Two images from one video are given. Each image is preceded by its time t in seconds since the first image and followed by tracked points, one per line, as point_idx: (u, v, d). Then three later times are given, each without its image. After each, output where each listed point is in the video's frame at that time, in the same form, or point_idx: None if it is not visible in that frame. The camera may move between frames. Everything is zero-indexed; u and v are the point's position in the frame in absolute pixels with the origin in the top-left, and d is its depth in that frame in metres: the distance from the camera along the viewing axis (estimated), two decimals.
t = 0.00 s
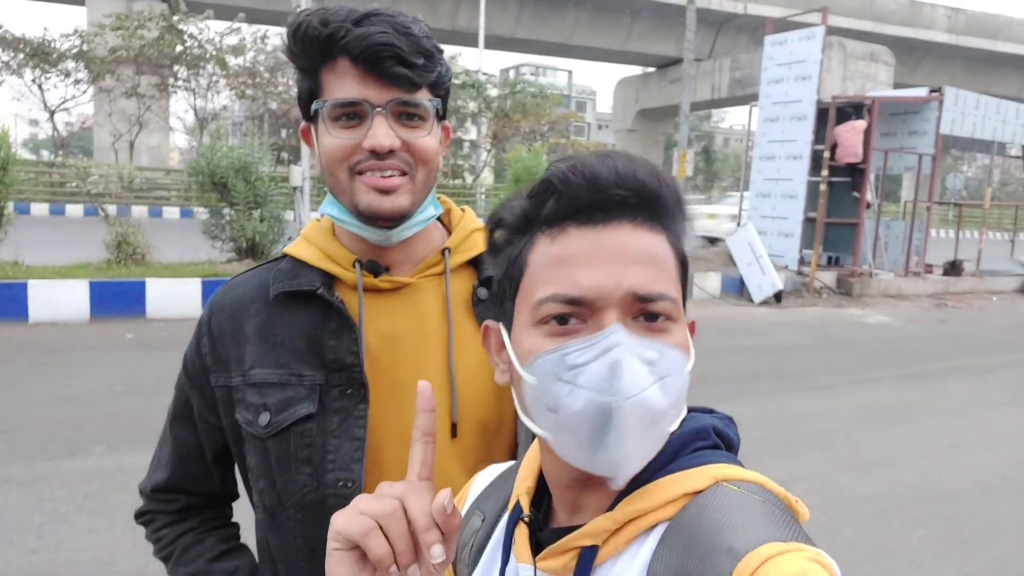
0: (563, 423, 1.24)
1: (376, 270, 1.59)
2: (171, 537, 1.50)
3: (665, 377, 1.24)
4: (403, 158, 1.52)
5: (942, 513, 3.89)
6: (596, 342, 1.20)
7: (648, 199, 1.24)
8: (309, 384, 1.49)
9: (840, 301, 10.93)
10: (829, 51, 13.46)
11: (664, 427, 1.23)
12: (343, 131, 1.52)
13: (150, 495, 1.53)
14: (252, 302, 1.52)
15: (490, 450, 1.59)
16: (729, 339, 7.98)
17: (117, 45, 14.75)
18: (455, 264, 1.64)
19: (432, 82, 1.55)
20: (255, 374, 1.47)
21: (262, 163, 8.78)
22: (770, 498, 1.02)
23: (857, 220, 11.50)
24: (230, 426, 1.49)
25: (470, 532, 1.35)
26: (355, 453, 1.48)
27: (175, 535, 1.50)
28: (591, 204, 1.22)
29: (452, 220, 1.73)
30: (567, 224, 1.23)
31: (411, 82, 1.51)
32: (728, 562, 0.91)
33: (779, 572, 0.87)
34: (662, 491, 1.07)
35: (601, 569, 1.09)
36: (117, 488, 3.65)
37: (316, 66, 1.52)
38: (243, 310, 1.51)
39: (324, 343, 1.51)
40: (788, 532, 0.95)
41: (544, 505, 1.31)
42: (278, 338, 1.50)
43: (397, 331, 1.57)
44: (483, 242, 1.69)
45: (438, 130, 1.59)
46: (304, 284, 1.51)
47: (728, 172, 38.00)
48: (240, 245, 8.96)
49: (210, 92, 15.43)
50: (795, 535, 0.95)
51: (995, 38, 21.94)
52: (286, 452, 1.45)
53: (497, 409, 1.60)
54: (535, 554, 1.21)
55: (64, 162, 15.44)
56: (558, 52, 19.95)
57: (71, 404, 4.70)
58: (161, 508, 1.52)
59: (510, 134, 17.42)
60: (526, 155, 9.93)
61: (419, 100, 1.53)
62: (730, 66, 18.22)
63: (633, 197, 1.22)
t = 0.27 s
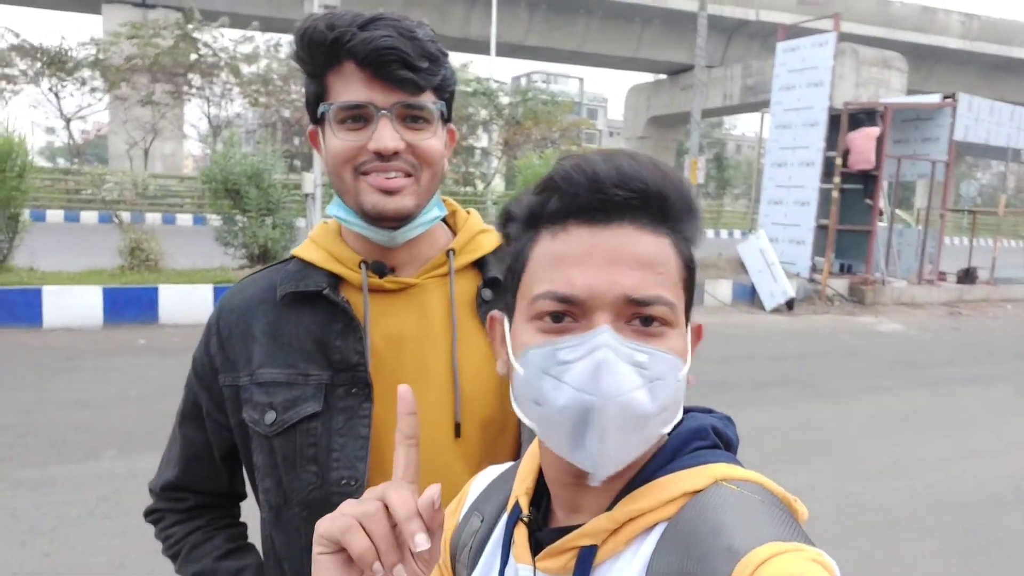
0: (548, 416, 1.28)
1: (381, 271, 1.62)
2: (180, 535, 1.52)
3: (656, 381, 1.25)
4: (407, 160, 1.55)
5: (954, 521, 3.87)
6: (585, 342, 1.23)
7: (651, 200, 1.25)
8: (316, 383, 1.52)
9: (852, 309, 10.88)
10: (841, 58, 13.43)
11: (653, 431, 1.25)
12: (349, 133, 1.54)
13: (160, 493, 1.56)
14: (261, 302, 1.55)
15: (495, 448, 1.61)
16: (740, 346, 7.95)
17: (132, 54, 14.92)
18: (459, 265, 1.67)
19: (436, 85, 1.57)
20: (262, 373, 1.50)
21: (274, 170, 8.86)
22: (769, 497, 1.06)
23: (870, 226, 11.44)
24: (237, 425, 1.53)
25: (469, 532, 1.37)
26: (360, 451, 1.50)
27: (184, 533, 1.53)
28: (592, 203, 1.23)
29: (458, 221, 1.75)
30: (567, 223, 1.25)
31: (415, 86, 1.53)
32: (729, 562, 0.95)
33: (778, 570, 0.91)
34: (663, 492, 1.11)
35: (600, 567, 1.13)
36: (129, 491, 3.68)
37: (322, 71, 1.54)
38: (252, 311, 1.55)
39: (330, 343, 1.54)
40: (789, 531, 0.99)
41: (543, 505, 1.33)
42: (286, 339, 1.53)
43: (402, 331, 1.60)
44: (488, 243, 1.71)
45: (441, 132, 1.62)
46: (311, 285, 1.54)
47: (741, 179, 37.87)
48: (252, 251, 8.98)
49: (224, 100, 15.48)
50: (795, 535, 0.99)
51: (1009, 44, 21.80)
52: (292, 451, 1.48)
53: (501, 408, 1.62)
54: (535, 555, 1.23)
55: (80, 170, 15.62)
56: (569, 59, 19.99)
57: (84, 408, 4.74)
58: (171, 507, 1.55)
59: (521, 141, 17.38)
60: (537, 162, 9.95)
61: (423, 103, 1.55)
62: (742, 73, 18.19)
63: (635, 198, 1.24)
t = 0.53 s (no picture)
0: (537, 391, 1.29)
1: (385, 273, 1.63)
2: (181, 531, 1.54)
3: (644, 356, 1.26)
4: (409, 164, 1.57)
5: (965, 524, 3.84)
6: (573, 315, 1.23)
7: (643, 185, 1.27)
8: (319, 384, 1.53)
9: (861, 311, 10.83)
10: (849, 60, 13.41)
11: (640, 412, 1.26)
12: (350, 136, 1.55)
13: (161, 491, 1.57)
14: (263, 301, 1.56)
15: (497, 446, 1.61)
16: (748, 349, 7.92)
17: (141, 60, 15.00)
18: (463, 265, 1.67)
19: (437, 88, 1.58)
20: (265, 372, 1.51)
21: (283, 175, 8.90)
22: (768, 496, 1.07)
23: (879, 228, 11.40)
24: (240, 423, 1.53)
25: (470, 531, 1.37)
26: (363, 452, 1.51)
27: (185, 530, 1.54)
28: (586, 186, 1.27)
29: (460, 221, 1.76)
30: (562, 208, 1.27)
31: (416, 89, 1.54)
32: (728, 562, 0.95)
33: (779, 572, 0.91)
34: (661, 492, 1.12)
35: (600, 567, 1.13)
36: (137, 495, 3.69)
37: (323, 75, 1.55)
38: (254, 310, 1.55)
39: (334, 344, 1.55)
40: (787, 531, 1.00)
41: (544, 504, 1.33)
42: (288, 338, 1.54)
43: (405, 332, 1.61)
44: (490, 243, 1.72)
45: (443, 135, 1.63)
46: (315, 285, 1.55)
47: (749, 181, 37.78)
48: (260, 255, 9.00)
49: (232, 106, 15.48)
50: (794, 535, 1.00)
51: (1019, 45, 21.68)
52: (296, 450, 1.49)
53: (503, 409, 1.62)
54: (534, 554, 1.23)
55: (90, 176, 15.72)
56: (576, 63, 19.99)
57: (92, 412, 4.75)
58: (171, 504, 1.56)
59: (528, 145, 17.34)
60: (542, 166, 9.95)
61: (424, 106, 1.57)
62: (750, 76, 18.15)
63: (628, 181, 1.26)
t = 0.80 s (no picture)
0: (548, 429, 1.29)
1: (382, 282, 1.64)
2: (178, 543, 1.54)
3: (654, 386, 1.27)
4: (408, 176, 1.58)
5: (969, 532, 3.83)
6: (583, 353, 1.25)
7: (637, 205, 1.27)
8: (317, 395, 1.53)
9: (863, 320, 10.82)
10: (848, 71, 13.46)
11: (653, 436, 1.26)
12: (348, 149, 1.56)
13: (157, 502, 1.57)
14: (260, 312, 1.56)
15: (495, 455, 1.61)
16: (750, 358, 7.92)
17: (144, 76, 15.11)
18: (459, 274, 1.69)
19: (433, 100, 1.59)
20: (263, 383, 1.52)
21: (284, 189, 8.94)
22: (767, 499, 1.07)
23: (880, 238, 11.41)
24: (237, 434, 1.54)
25: (469, 538, 1.37)
26: (362, 461, 1.52)
27: (182, 541, 1.54)
28: (576, 211, 1.25)
29: (457, 230, 1.77)
30: (556, 232, 1.26)
31: (413, 102, 1.55)
32: (728, 563, 0.95)
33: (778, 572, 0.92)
34: (659, 496, 1.12)
35: (600, 571, 1.13)
36: (138, 507, 3.68)
37: (320, 88, 1.56)
38: (251, 320, 1.56)
39: (332, 355, 1.56)
40: (785, 532, 1.00)
41: (543, 510, 1.34)
42: (286, 348, 1.55)
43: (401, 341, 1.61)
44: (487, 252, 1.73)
45: (439, 147, 1.64)
46: (312, 295, 1.56)
47: (749, 191, 37.87)
48: (262, 269, 8.97)
49: (234, 121, 15.46)
50: (792, 536, 1.00)
51: (1018, 55, 21.75)
52: (295, 461, 1.50)
53: (502, 419, 1.62)
54: (534, 558, 1.23)
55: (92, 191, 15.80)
56: (576, 76, 20.09)
57: (94, 426, 4.76)
58: (168, 516, 1.56)
59: (529, 157, 17.37)
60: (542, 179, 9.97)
61: (421, 119, 1.58)
62: (749, 87, 18.22)
63: (621, 206, 1.26)
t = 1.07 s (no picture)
0: (548, 427, 1.31)
1: (373, 282, 1.64)
2: (176, 544, 1.55)
3: (656, 393, 1.27)
4: (400, 176, 1.58)
5: (966, 533, 3.83)
6: (586, 354, 1.25)
7: (651, 212, 1.27)
8: (309, 395, 1.53)
9: (861, 321, 10.83)
10: (847, 72, 13.47)
11: (650, 440, 1.27)
12: (340, 150, 1.56)
13: (154, 504, 1.58)
14: (253, 313, 1.57)
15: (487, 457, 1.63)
16: (748, 359, 7.93)
17: (142, 73, 15.09)
18: (452, 275, 1.69)
19: (427, 100, 1.59)
20: (255, 385, 1.52)
21: (282, 187, 8.93)
22: (766, 499, 1.07)
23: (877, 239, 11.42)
24: (230, 436, 1.54)
25: (467, 537, 1.37)
26: (353, 463, 1.52)
27: (180, 542, 1.55)
28: (593, 214, 1.26)
29: (450, 230, 1.77)
30: (569, 233, 1.27)
31: (406, 102, 1.55)
32: (727, 563, 0.96)
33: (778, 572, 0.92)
34: (660, 495, 1.12)
35: (599, 571, 1.14)
36: (134, 505, 3.68)
37: (311, 86, 1.56)
38: (245, 322, 1.57)
39: (323, 355, 1.56)
40: (785, 532, 1.00)
41: (542, 508, 1.34)
42: (278, 349, 1.55)
43: (395, 341, 1.62)
44: (480, 253, 1.74)
45: (433, 148, 1.64)
46: (304, 296, 1.56)
47: (747, 192, 37.92)
48: (260, 266, 9.00)
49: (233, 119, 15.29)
50: (791, 535, 1.00)
51: (1017, 57, 21.78)
52: (287, 461, 1.50)
53: (492, 419, 1.64)
54: (533, 557, 1.23)
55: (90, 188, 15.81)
56: (576, 75, 20.09)
57: (90, 423, 4.75)
58: (165, 517, 1.57)
59: (527, 156, 17.36)
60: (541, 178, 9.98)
61: (414, 119, 1.58)
62: (748, 88, 18.23)
63: (639, 211, 1.26)
